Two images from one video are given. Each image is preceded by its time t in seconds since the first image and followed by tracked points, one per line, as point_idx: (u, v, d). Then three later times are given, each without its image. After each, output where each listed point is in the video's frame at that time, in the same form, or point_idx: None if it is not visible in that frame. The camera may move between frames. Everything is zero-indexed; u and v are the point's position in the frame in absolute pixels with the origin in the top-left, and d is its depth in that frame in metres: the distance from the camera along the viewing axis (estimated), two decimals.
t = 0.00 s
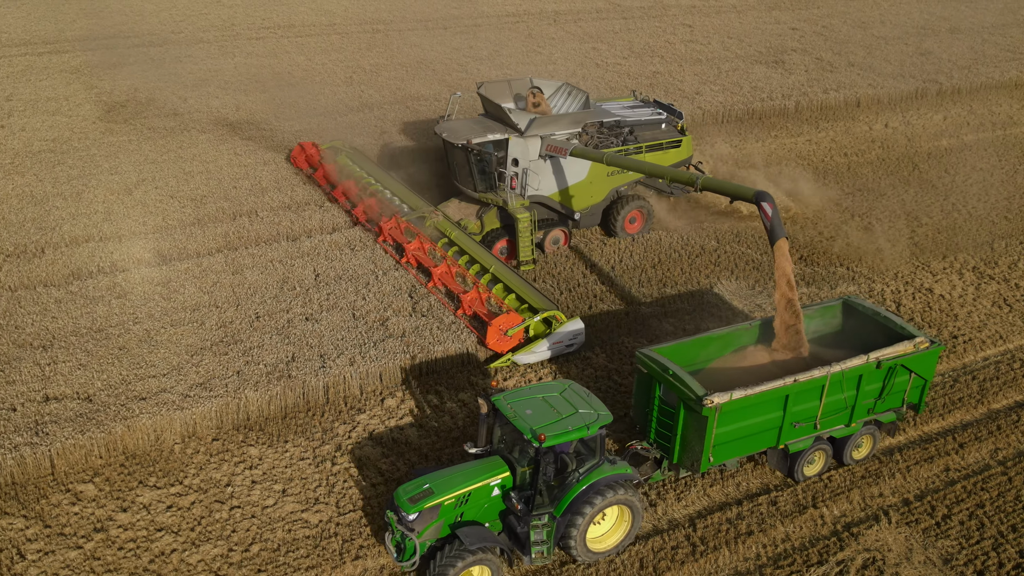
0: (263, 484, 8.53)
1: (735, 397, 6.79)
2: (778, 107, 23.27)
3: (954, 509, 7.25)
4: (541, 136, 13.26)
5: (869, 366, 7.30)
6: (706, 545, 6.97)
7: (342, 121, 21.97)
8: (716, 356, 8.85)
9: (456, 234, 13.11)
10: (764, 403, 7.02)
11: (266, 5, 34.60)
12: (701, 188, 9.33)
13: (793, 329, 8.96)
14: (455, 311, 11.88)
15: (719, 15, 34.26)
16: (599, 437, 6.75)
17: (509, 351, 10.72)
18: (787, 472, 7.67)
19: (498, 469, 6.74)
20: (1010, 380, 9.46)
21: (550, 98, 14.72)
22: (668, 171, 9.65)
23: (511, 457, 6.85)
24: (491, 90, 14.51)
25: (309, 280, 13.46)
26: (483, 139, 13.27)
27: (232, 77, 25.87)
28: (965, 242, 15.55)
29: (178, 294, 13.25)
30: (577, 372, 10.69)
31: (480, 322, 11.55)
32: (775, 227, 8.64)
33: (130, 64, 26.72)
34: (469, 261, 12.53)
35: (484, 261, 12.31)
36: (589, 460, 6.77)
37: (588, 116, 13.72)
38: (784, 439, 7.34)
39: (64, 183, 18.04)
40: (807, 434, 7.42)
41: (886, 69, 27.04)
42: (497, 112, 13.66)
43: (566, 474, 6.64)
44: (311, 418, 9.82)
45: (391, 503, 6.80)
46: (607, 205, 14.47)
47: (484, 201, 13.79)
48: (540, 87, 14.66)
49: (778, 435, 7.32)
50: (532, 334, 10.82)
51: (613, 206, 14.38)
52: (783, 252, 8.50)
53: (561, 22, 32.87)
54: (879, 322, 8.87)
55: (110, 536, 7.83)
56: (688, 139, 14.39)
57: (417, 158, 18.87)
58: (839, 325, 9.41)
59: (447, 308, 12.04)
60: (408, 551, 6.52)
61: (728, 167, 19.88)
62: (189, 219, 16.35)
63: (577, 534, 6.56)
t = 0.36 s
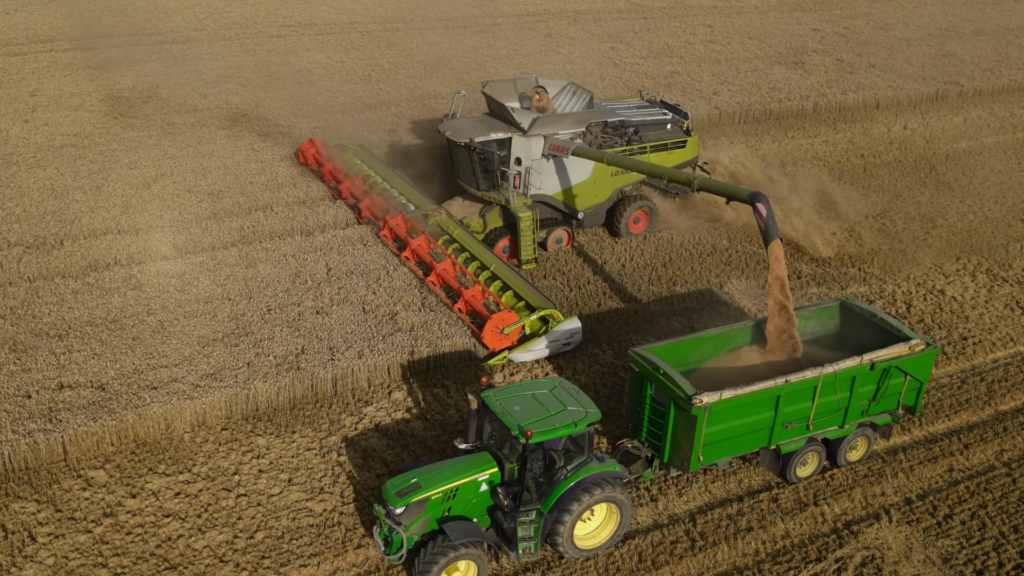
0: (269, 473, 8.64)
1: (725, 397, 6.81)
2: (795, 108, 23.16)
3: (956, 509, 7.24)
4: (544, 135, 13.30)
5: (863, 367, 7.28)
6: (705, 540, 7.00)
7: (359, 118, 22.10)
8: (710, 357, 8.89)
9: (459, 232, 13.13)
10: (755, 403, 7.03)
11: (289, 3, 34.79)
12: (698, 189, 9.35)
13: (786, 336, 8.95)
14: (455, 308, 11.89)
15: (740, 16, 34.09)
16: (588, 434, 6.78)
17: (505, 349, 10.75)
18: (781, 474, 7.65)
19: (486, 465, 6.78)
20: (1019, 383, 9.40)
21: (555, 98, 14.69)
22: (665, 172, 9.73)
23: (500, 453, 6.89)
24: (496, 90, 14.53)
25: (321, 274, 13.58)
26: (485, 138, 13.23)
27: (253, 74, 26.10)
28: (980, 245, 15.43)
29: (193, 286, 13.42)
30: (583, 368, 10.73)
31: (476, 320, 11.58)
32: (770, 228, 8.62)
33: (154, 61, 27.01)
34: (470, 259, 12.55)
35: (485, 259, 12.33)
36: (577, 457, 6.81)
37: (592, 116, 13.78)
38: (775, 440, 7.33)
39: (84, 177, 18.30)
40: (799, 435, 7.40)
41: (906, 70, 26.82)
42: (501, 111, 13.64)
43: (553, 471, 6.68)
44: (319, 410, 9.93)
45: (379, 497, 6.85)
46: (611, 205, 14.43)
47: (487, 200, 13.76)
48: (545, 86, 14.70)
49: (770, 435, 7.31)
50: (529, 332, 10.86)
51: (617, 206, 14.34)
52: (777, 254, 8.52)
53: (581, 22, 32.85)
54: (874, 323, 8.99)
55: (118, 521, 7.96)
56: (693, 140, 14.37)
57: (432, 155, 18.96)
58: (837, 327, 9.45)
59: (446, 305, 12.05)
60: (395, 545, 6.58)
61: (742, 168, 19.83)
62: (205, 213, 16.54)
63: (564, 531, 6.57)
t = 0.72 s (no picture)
0: (277, 463, 8.75)
1: (716, 396, 6.83)
2: (813, 108, 23.02)
3: (959, 509, 7.23)
4: (547, 134, 13.24)
5: (857, 369, 7.26)
6: (705, 535, 7.03)
7: (377, 115, 22.22)
8: (705, 357, 8.90)
9: (462, 231, 13.15)
10: (747, 403, 7.04)
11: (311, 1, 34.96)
12: (694, 189, 9.36)
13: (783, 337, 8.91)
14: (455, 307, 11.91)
15: (762, 17, 33.89)
16: (577, 432, 6.80)
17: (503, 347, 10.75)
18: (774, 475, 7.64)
19: (475, 461, 6.83)
20: None
21: (560, 97, 14.71)
22: (663, 171, 9.77)
23: (490, 449, 6.90)
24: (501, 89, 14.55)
25: (333, 269, 13.70)
26: (489, 137, 13.29)
27: (273, 71, 26.28)
28: (996, 247, 15.30)
29: (207, 279, 13.57)
30: (591, 364, 10.77)
31: (474, 318, 11.60)
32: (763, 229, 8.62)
33: (176, 58, 27.28)
34: (472, 258, 12.58)
35: (487, 258, 12.35)
36: (566, 454, 6.81)
37: (596, 116, 13.71)
38: (768, 440, 7.34)
39: (104, 171, 18.54)
40: (792, 436, 7.41)
41: (928, 72, 26.59)
42: (506, 111, 13.69)
43: (541, 467, 6.71)
44: (327, 402, 10.03)
45: (369, 490, 6.92)
46: (615, 205, 14.40)
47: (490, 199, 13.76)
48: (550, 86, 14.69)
49: (763, 435, 7.32)
50: (527, 331, 10.85)
51: (621, 207, 14.31)
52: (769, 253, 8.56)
53: (602, 22, 32.78)
54: (871, 324, 8.97)
55: (128, 507, 8.10)
56: (698, 140, 14.32)
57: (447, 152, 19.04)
58: (836, 328, 9.43)
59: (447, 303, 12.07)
60: (384, 538, 6.65)
61: (758, 169, 19.76)
62: (222, 208, 16.71)
63: (553, 528, 6.60)
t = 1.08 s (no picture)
0: (284, 454, 8.84)
1: (707, 396, 6.80)
2: (832, 109, 22.86)
3: (964, 510, 7.21)
4: (551, 134, 13.22)
5: (852, 371, 7.21)
6: (707, 532, 7.05)
7: (394, 113, 22.32)
8: (701, 356, 8.87)
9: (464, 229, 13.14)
10: (739, 404, 7.01)
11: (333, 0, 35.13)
12: (693, 189, 9.32)
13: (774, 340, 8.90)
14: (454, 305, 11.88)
15: (784, 17, 33.66)
16: (566, 430, 6.82)
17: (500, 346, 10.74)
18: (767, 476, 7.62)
19: (465, 458, 6.86)
20: None
21: (565, 97, 14.62)
22: (662, 172, 9.83)
23: (479, 447, 6.94)
24: (506, 88, 14.47)
25: (346, 264, 13.79)
26: (492, 136, 13.19)
27: (293, 69, 26.46)
28: (1013, 250, 15.15)
29: (222, 273, 13.72)
30: (599, 361, 10.79)
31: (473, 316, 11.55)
32: (759, 229, 8.66)
33: (199, 55, 27.53)
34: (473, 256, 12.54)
35: (488, 257, 12.32)
36: (556, 452, 6.83)
37: (601, 116, 13.57)
38: (761, 441, 7.29)
39: (124, 166, 18.77)
40: (786, 437, 7.36)
41: (950, 73, 26.33)
42: (510, 109, 13.57)
43: (531, 465, 6.72)
44: (336, 395, 10.12)
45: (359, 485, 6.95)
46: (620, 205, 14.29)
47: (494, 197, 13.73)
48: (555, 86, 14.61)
49: (756, 436, 7.28)
50: (526, 330, 10.80)
51: (626, 206, 14.21)
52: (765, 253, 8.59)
53: (622, 22, 32.70)
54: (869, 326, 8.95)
55: (138, 495, 8.23)
56: (704, 140, 14.21)
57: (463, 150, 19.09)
58: (834, 330, 9.40)
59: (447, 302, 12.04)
60: (372, 533, 6.68)
61: (774, 169, 19.66)
62: (238, 203, 16.87)
63: (541, 525, 6.61)
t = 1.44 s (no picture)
0: (291, 447, 8.93)
1: (697, 396, 6.79)
2: (850, 111, 22.70)
3: (967, 512, 7.20)
4: (554, 133, 13.24)
5: (846, 373, 7.17)
6: (708, 529, 7.07)
7: (411, 111, 22.41)
8: (696, 357, 8.86)
9: (467, 229, 13.16)
10: (730, 405, 6.99)
11: None
12: (688, 191, 9.31)
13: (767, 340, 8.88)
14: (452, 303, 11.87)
15: (806, 18, 33.42)
16: (554, 427, 6.78)
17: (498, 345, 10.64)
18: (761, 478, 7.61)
19: (453, 455, 6.83)
20: None
21: (569, 97, 14.60)
22: (659, 172, 9.85)
23: (469, 444, 6.91)
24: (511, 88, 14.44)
25: (357, 260, 13.88)
26: (495, 135, 13.19)
27: (312, 67, 26.61)
28: None
29: (235, 268, 13.84)
30: (606, 359, 10.80)
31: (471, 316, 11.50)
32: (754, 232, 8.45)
33: (219, 53, 27.75)
34: (474, 256, 12.55)
35: (489, 257, 12.34)
36: (545, 451, 6.81)
37: (604, 116, 13.54)
38: (753, 442, 7.28)
39: (142, 162, 18.99)
40: (778, 439, 7.35)
41: (972, 76, 26.07)
42: (513, 109, 13.61)
43: (519, 463, 6.73)
44: (344, 388, 10.20)
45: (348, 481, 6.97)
46: (624, 205, 14.21)
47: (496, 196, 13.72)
48: (559, 86, 14.56)
49: (748, 437, 7.27)
50: (522, 330, 10.79)
51: (630, 207, 14.13)
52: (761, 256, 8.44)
53: (642, 22, 32.60)
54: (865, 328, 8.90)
55: (146, 484, 8.34)
56: (709, 141, 14.13)
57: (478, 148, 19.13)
58: (832, 332, 9.37)
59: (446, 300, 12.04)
60: (361, 528, 6.71)
61: (789, 170, 19.55)
62: (253, 199, 17.02)
63: (529, 523, 6.62)
